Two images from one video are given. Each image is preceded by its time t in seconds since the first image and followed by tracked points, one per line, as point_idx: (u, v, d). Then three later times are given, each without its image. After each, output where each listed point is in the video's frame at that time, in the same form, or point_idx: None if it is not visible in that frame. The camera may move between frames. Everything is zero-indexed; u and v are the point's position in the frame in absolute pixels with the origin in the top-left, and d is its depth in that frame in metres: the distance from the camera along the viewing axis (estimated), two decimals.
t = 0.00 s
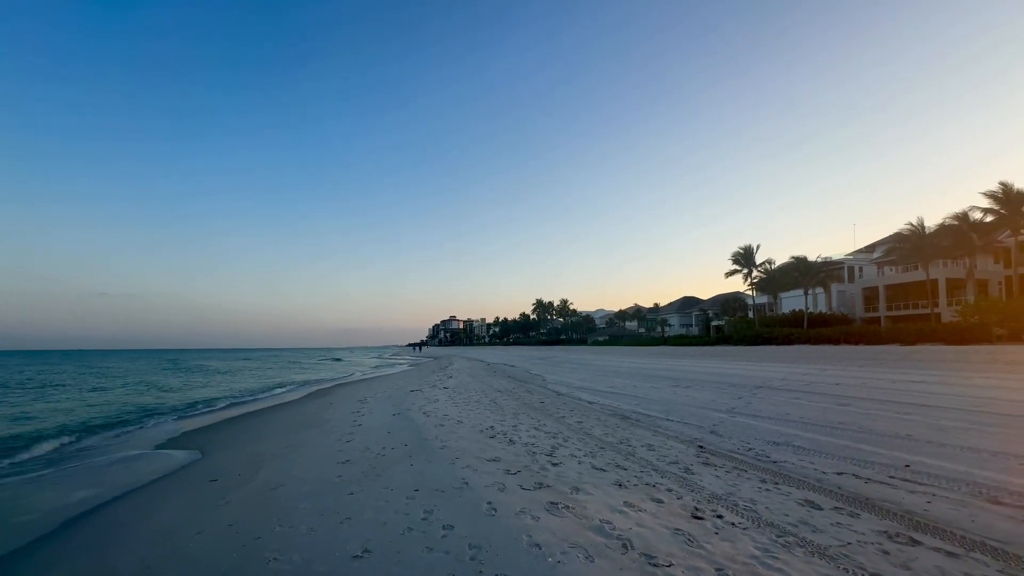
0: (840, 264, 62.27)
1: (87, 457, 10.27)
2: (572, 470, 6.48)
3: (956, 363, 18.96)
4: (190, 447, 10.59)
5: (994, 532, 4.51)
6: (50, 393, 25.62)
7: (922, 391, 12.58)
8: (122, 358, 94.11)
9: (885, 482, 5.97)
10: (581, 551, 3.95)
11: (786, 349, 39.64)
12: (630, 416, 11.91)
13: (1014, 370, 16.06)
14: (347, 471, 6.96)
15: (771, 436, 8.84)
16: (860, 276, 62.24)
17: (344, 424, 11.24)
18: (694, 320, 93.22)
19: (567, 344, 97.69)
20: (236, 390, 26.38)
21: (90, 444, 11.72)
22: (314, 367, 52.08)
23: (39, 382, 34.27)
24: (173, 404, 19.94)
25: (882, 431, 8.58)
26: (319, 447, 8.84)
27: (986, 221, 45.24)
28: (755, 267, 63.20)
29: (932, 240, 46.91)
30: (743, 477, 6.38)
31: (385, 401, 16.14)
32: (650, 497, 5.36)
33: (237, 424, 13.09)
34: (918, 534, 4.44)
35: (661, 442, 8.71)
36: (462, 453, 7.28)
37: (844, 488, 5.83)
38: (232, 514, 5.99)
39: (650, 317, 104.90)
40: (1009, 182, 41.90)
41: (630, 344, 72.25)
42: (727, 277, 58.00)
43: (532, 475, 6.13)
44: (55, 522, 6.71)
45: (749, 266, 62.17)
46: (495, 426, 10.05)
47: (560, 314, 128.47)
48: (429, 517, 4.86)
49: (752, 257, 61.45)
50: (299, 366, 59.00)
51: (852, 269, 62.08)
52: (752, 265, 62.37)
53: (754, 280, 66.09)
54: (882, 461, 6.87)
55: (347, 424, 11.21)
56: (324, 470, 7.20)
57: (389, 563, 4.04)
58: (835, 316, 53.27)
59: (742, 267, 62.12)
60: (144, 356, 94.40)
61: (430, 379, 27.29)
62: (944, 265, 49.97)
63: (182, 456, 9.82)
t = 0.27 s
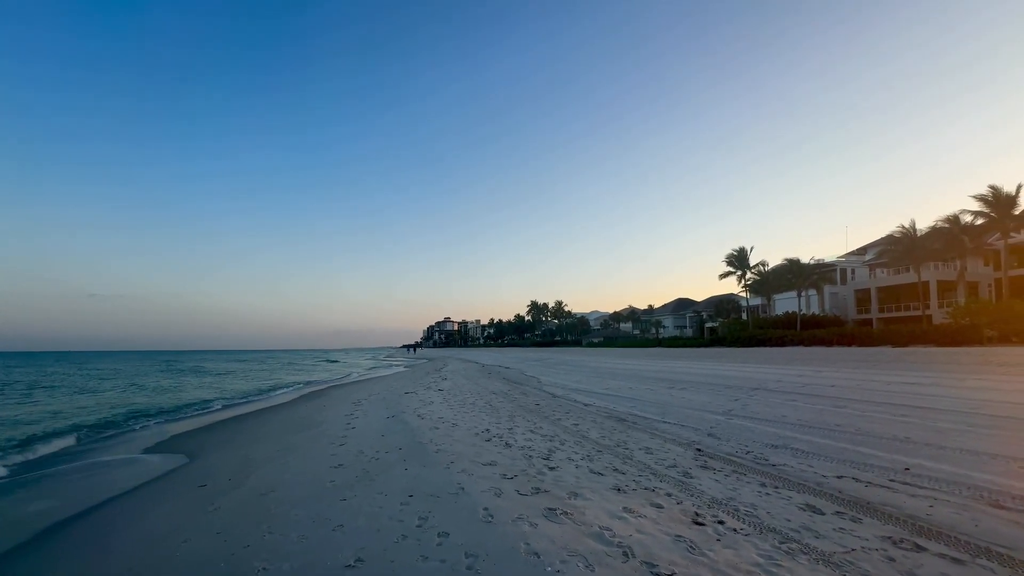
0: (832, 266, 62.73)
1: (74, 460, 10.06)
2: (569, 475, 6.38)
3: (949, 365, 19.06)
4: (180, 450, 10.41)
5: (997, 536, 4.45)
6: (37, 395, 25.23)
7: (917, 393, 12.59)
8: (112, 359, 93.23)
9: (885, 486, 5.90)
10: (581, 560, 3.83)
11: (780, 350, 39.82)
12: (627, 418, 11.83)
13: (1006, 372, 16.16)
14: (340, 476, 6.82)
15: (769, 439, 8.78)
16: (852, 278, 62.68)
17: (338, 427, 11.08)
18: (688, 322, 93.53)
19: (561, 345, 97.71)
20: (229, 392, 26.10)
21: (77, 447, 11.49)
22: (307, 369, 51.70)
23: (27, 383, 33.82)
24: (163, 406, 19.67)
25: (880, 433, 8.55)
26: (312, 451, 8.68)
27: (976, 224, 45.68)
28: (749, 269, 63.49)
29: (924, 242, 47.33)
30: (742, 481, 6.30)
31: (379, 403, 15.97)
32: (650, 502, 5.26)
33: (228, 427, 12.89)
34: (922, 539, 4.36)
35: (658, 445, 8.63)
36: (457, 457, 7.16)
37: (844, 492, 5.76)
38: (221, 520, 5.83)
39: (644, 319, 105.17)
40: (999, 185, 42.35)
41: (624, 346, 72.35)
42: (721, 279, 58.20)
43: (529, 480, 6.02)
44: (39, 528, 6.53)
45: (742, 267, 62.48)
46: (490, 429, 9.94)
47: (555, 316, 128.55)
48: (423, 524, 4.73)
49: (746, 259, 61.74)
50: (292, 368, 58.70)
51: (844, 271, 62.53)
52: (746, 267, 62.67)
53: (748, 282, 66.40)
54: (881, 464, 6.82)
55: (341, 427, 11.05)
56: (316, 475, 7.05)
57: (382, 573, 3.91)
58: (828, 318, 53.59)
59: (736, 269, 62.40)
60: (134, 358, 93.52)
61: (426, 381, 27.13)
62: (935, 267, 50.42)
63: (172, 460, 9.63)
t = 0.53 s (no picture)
0: (825, 268, 63.15)
1: (60, 464, 9.83)
2: (568, 477, 6.30)
3: (942, 366, 19.13)
4: (171, 453, 10.24)
5: (1002, 539, 4.41)
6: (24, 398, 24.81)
7: (913, 394, 12.61)
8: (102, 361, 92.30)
9: (886, 488, 5.86)
10: (583, 566, 3.76)
11: (773, 352, 39.95)
12: (624, 420, 11.76)
13: (999, 373, 16.26)
14: (334, 480, 6.69)
15: (768, 440, 8.74)
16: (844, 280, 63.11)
17: (332, 429, 10.93)
18: (682, 323, 93.76)
19: (555, 347, 97.74)
20: (221, 393, 25.81)
21: (64, 450, 11.25)
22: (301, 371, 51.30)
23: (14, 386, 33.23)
24: (153, 408, 19.38)
25: (878, 434, 8.53)
26: (306, 454, 8.55)
27: (967, 226, 46.11)
28: (742, 271, 63.77)
29: (915, 245, 47.74)
30: (743, 484, 6.23)
31: (373, 405, 15.80)
32: (651, 506, 5.17)
33: (219, 429, 12.70)
34: (927, 542, 4.31)
35: (656, 447, 8.56)
36: (455, 460, 7.04)
37: (846, 494, 5.71)
38: (212, 526, 5.69)
39: (639, 321, 105.35)
40: (989, 189, 42.78)
41: (619, 347, 72.38)
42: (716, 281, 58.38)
43: (528, 483, 5.92)
44: (24, 533, 6.35)
45: (736, 269, 62.74)
46: (487, 431, 9.84)
47: (550, 317, 128.59)
48: (420, 529, 4.63)
49: (740, 261, 62.01)
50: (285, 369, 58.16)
51: (837, 273, 62.94)
52: (740, 269, 62.94)
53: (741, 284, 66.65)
54: (882, 466, 6.78)
55: (335, 429, 10.90)
56: (311, 479, 6.92)
57: None
58: (821, 319, 53.86)
59: (730, 271, 62.66)
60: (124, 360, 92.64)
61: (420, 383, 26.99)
62: (926, 269, 50.84)
63: (163, 463, 9.46)
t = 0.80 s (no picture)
0: (818, 270, 63.54)
1: (49, 468, 9.63)
2: (569, 481, 6.23)
3: (936, 367, 19.24)
4: (163, 456, 10.06)
5: (1007, 541, 4.38)
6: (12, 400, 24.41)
7: (908, 395, 12.66)
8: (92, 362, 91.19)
9: (888, 490, 5.84)
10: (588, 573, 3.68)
11: (767, 353, 40.13)
12: (622, 422, 11.71)
13: (992, 374, 16.36)
14: (331, 484, 6.57)
15: (767, 442, 8.70)
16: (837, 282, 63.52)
17: (327, 432, 10.79)
18: (676, 324, 94.04)
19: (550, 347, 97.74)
20: (213, 395, 25.51)
21: (53, 454, 11.04)
22: (294, 372, 50.91)
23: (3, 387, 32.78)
24: (145, 410, 19.13)
25: (877, 436, 8.54)
26: (302, 457, 8.43)
27: (957, 229, 46.56)
28: (736, 272, 64.05)
29: (907, 247, 48.13)
30: (744, 487, 6.19)
31: (369, 406, 15.65)
32: (654, 509, 5.11)
33: (212, 432, 12.52)
34: (933, 546, 4.28)
35: (656, 449, 8.51)
36: (453, 463, 6.95)
37: (848, 497, 5.67)
38: (206, 531, 5.56)
39: (633, 322, 105.55)
40: (979, 192, 43.24)
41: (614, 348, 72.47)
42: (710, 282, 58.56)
43: (528, 487, 5.84)
44: (12, 539, 6.19)
45: (730, 271, 63.02)
46: (485, 434, 9.75)
47: (544, 318, 128.61)
48: (421, 534, 4.54)
49: (734, 263, 62.28)
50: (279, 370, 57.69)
51: (829, 275, 63.35)
52: (734, 271, 63.22)
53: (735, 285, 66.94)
54: (882, 468, 6.76)
55: (331, 431, 10.76)
56: (307, 482, 6.80)
57: None
58: (814, 321, 54.18)
59: (724, 272, 62.91)
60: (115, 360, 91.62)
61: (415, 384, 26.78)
62: (918, 271, 51.26)
63: (155, 467, 9.30)
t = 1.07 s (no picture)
0: (810, 271, 64.02)
1: (37, 473, 9.45)
2: (568, 483, 6.16)
3: (927, 368, 19.42)
4: (154, 459, 9.88)
5: (1009, 543, 4.38)
6: None
7: (902, 396, 12.74)
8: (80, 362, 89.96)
9: (888, 492, 5.82)
10: None
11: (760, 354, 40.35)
12: (619, 423, 11.66)
13: (984, 375, 16.50)
14: (326, 487, 6.46)
15: (764, 443, 8.69)
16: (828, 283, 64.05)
17: (321, 434, 10.66)
18: (670, 325, 94.41)
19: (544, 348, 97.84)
20: (204, 396, 25.21)
21: (41, 458, 10.82)
22: (286, 373, 50.60)
23: None
24: (135, 413, 18.86)
25: (873, 437, 8.57)
26: (297, 460, 8.29)
27: (947, 231, 47.11)
28: (729, 273, 64.40)
29: (898, 249, 48.64)
30: (744, 488, 6.15)
31: (363, 408, 15.51)
32: (655, 512, 5.06)
33: (204, 434, 12.35)
34: (935, 547, 4.27)
35: (653, 450, 8.47)
36: (450, 466, 6.87)
37: (848, 498, 5.66)
38: (198, 537, 5.44)
39: (627, 323, 105.86)
40: (969, 194, 43.79)
41: (608, 349, 72.62)
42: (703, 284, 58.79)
43: (527, 490, 5.77)
44: None
45: (723, 272, 63.37)
46: (481, 436, 9.67)
47: (538, 319, 128.70)
48: (419, 539, 4.45)
49: (727, 264, 62.62)
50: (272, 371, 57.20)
51: (821, 277, 63.86)
52: (727, 272, 63.55)
53: (728, 287, 67.29)
54: (881, 469, 6.76)
55: (326, 433, 10.63)
56: (301, 486, 6.69)
57: None
58: (806, 322, 54.58)
59: (717, 274, 63.20)
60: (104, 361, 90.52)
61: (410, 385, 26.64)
62: (908, 273, 51.79)
63: (146, 470, 9.14)
